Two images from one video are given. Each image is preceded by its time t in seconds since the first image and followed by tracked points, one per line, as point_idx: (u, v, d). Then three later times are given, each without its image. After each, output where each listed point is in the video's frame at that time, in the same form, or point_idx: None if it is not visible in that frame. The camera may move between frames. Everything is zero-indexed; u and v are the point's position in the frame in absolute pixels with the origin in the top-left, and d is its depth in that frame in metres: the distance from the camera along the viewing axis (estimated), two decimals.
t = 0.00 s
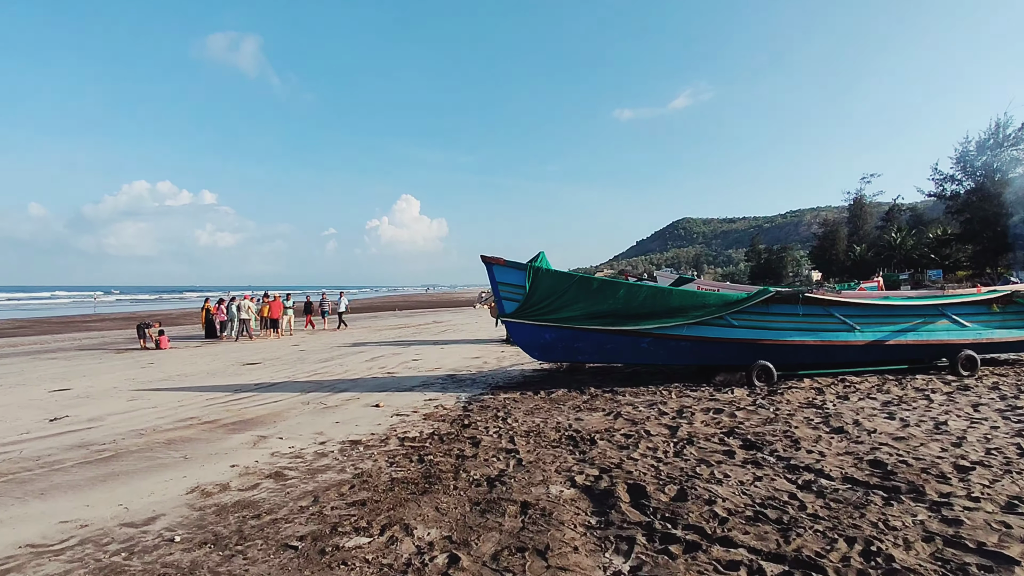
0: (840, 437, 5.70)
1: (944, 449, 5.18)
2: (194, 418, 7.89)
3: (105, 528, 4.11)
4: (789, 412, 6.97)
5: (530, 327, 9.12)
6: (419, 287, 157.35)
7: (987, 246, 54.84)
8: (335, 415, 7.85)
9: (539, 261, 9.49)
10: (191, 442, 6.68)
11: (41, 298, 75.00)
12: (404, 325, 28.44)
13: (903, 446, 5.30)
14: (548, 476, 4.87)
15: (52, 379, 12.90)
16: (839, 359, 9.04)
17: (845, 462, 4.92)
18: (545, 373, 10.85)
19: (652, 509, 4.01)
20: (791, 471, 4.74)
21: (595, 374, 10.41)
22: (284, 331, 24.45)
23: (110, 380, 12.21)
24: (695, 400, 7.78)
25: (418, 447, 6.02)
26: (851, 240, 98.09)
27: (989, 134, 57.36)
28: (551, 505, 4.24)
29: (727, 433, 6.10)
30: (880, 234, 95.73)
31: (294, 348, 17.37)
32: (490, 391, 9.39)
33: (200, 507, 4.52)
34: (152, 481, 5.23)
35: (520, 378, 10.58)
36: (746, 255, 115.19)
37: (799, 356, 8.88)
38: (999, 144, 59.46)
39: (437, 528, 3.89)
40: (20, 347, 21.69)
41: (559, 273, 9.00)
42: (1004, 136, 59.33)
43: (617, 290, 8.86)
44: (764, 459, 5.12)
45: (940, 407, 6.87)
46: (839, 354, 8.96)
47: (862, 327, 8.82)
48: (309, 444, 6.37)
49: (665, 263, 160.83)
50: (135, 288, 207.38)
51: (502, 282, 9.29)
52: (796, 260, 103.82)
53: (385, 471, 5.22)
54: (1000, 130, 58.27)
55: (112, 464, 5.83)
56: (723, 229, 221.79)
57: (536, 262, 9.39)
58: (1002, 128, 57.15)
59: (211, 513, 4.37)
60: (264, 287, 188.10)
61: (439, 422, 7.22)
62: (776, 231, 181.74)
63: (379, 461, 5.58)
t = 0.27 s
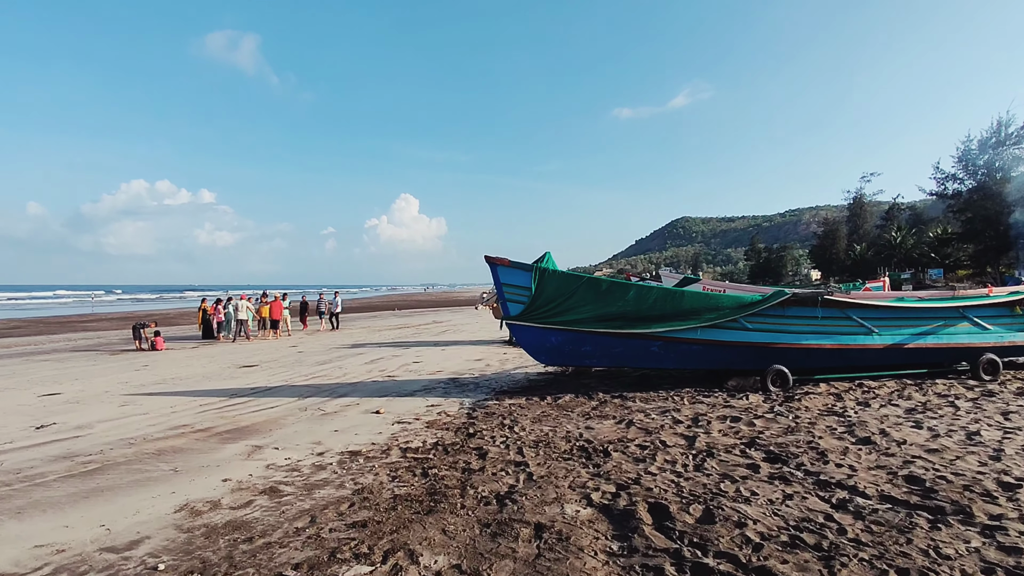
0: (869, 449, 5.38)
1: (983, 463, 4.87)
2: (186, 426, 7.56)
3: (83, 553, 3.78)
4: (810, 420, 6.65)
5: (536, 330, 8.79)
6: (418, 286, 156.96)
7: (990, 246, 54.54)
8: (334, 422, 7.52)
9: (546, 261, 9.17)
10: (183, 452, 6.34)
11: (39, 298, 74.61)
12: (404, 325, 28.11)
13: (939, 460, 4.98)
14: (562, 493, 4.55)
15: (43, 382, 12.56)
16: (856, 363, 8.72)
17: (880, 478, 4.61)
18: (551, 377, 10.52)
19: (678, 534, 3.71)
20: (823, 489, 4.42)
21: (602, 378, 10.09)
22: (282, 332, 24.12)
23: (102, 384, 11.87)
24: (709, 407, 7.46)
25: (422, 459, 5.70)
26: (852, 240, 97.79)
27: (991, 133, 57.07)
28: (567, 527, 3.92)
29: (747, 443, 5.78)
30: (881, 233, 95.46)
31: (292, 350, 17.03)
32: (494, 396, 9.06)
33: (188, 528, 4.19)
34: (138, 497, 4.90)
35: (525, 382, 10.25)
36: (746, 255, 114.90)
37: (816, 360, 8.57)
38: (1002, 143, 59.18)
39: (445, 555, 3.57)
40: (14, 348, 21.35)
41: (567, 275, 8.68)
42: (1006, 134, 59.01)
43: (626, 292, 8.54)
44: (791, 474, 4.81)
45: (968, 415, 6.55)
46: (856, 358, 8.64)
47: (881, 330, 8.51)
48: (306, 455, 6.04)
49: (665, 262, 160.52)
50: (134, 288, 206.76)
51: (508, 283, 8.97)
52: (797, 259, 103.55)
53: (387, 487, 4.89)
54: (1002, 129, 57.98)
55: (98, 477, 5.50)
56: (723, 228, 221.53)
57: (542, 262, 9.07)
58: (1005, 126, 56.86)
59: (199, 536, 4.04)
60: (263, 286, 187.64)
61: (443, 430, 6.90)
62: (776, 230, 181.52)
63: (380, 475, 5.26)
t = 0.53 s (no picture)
0: (904, 452, 5.06)
1: None
2: (180, 427, 7.22)
3: (62, 568, 3.46)
4: (834, 421, 6.33)
5: (544, 327, 8.46)
6: (418, 285, 156.51)
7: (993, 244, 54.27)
8: (334, 423, 7.19)
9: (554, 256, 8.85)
10: (175, 455, 6.01)
11: (36, 297, 74.14)
12: (405, 324, 27.79)
13: (983, 464, 4.66)
14: (582, 500, 4.23)
15: (34, 382, 12.22)
16: (877, 362, 8.40)
17: (923, 484, 4.28)
18: (558, 376, 10.18)
19: (714, 547, 3.39)
20: (863, 496, 4.10)
21: (611, 377, 9.77)
22: (281, 331, 23.82)
23: (95, 383, 11.53)
24: (726, 407, 7.15)
25: (429, 463, 5.37)
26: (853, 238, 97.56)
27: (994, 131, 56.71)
28: (591, 539, 3.60)
29: (774, 446, 5.45)
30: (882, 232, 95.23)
31: (291, 348, 16.70)
32: (501, 395, 8.72)
33: (178, 540, 3.86)
34: (126, 505, 4.57)
35: (531, 381, 9.92)
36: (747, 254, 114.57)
37: (835, 359, 8.25)
38: (1004, 141, 58.91)
39: (459, 572, 3.25)
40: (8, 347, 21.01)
41: (577, 270, 8.35)
42: (1009, 132, 58.66)
43: (638, 288, 8.22)
44: (826, 479, 4.48)
45: (1001, 416, 6.24)
46: (877, 355, 8.32)
47: (902, 327, 8.20)
48: (306, 459, 5.70)
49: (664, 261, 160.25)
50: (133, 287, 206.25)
51: (514, 279, 8.64)
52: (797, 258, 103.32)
53: (392, 493, 4.57)
54: (1005, 127, 57.69)
55: (84, 482, 5.17)
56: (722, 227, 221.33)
57: (550, 257, 8.74)
58: (1007, 124, 56.59)
59: (190, 548, 3.72)
60: (262, 286, 187.22)
61: (449, 432, 6.57)
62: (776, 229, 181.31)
63: (384, 480, 4.93)
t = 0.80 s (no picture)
0: (942, 464, 4.74)
1: None
2: (173, 434, 6.89)
3: None
4: (860, 428, 6.02)
5: (552, 329, 8.14)
6: (417, 285, 156.13)
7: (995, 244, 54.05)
8: (334, 430, 6.86)
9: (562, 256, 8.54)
10: (166, 465, 5.68)
11: (34, 297, 73.61)
12: (405, 324, 27.46)
13: None
14: (602, 520, 3.91)
15: (25, 384, 11.87)
16: (897, 365, 8.09)
17: (971, 501, 3.96)
18: (564, 380, 9.86)
19: None
20: (908, 514, 3.78)
21: (620, 381, 9.46)
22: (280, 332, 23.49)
23: (87, 386, 11.19)
24: (744, 414, 6.83)
25: (434, 475, 5.05)
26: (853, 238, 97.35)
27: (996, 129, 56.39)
28: (616, 565, 3.28)
29: (801, 457, 5.13)
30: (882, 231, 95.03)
31: (290, 350, 16.38)
32: (507, 400, 8.40)
33: (163, 565, 3.53)
34: (110, 522, 4.24)
35: (537, 385, 9.60)
36: (747, 253, 114.30)
37: (854, 362, 7.94)
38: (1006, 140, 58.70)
39: None
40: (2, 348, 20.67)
41: (587, 269, 8.05)
42: (1011, 130, 58.36)
43: (650, 288, 7.91)
44: (864, 494, 4.16)
45: None
46: (898, 358, 8.01)
47: (924, 329, 7.89)
48: (304, 470, 5.37)
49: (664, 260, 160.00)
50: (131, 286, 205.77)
51: (521, 279, 8.32)
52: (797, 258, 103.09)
53: (396, 510, 4.24)
54: (1007, 126, 57.48)
55: (66, 497, 4.83)
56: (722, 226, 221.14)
57: (558, 257, 8.43)
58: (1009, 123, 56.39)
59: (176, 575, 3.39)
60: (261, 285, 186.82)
61: (454, 440, 6.24)
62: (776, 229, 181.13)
63: (387, 495, 4.61)
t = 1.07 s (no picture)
0: (987, 471, 4.39)
1: None
2: (161, 438, 6.52)
3: None
4: (890, 432, 5.66)
5: (559, 327, 7.79)
6: (417, 285, 155.69)
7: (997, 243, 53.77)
8: (331, 433, 6.49)
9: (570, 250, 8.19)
10: (151, 470, 5.32)
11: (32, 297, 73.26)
12: (404, 324, 27.09)
13: None
14: (624, 534, 3.56)
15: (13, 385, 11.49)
16: (919, 364, 7.76)
17: None
18: (571, 380, 9.50)
19: None
20: (964, 529, 3.42)
21: (628, 380, 9.11)
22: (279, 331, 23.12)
23: (77, 386, 10.81)
24: (763, 416, 6.49)
25: (438, 483, 4.69)
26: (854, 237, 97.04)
27: (999, 127, 56.00)
28: None
29: (832, 462, 4.77)
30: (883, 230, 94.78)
31: (287, 349, 16.00)
32: (512, 400, 8.05)
33: None
34: (86, 536, 3.88)
35: (543, 385, 9.24)
36: (747, 252, 113.91)
37: (875, 361, 7.61)
38: (1009, 139, 58.42)
39: None
40: None
41: (596, 264, 7.71)
42: (1014, 129, 58.08)
43: (663, 284, 7.56)
44: (908, 505, 3.81)
45: None
46: (919, 357, 7.67)
47: (948, 326, 7.55)
48: (298, 477, 5.02)
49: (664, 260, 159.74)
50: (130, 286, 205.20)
51: (527, 275, 7.97)
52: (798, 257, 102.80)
53: (398, 523, 3.88)
54: (1010, 124, 57.19)
55: (41, 507, 4.46)
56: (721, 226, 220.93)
57: (566, 251, 8.08)
58: (1012, 122, 56.13)
59: None
60: (259, 285, 186.40)
61: (458, 444, 5.88)
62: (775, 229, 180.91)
63: (387, 505, 4.25)
